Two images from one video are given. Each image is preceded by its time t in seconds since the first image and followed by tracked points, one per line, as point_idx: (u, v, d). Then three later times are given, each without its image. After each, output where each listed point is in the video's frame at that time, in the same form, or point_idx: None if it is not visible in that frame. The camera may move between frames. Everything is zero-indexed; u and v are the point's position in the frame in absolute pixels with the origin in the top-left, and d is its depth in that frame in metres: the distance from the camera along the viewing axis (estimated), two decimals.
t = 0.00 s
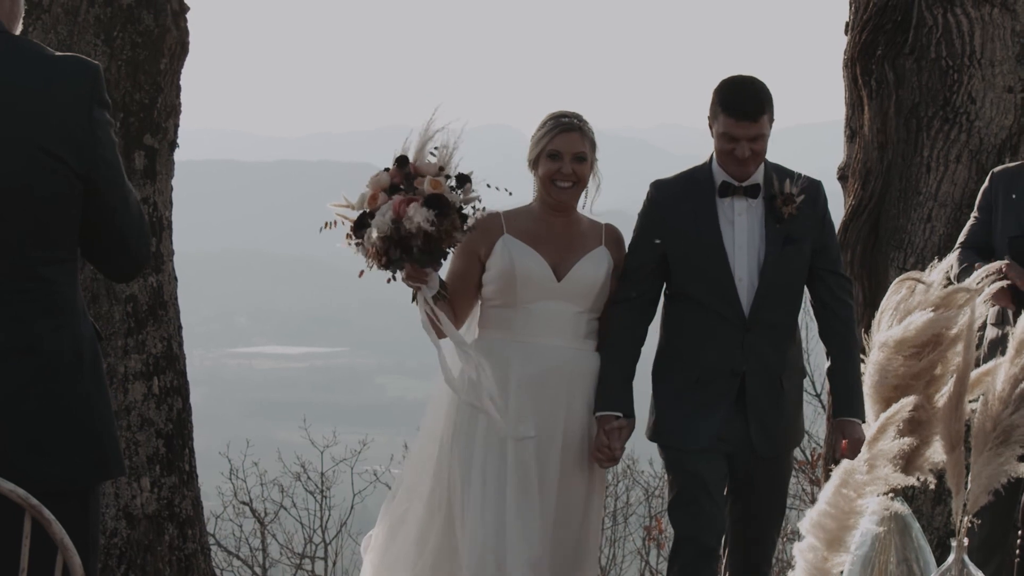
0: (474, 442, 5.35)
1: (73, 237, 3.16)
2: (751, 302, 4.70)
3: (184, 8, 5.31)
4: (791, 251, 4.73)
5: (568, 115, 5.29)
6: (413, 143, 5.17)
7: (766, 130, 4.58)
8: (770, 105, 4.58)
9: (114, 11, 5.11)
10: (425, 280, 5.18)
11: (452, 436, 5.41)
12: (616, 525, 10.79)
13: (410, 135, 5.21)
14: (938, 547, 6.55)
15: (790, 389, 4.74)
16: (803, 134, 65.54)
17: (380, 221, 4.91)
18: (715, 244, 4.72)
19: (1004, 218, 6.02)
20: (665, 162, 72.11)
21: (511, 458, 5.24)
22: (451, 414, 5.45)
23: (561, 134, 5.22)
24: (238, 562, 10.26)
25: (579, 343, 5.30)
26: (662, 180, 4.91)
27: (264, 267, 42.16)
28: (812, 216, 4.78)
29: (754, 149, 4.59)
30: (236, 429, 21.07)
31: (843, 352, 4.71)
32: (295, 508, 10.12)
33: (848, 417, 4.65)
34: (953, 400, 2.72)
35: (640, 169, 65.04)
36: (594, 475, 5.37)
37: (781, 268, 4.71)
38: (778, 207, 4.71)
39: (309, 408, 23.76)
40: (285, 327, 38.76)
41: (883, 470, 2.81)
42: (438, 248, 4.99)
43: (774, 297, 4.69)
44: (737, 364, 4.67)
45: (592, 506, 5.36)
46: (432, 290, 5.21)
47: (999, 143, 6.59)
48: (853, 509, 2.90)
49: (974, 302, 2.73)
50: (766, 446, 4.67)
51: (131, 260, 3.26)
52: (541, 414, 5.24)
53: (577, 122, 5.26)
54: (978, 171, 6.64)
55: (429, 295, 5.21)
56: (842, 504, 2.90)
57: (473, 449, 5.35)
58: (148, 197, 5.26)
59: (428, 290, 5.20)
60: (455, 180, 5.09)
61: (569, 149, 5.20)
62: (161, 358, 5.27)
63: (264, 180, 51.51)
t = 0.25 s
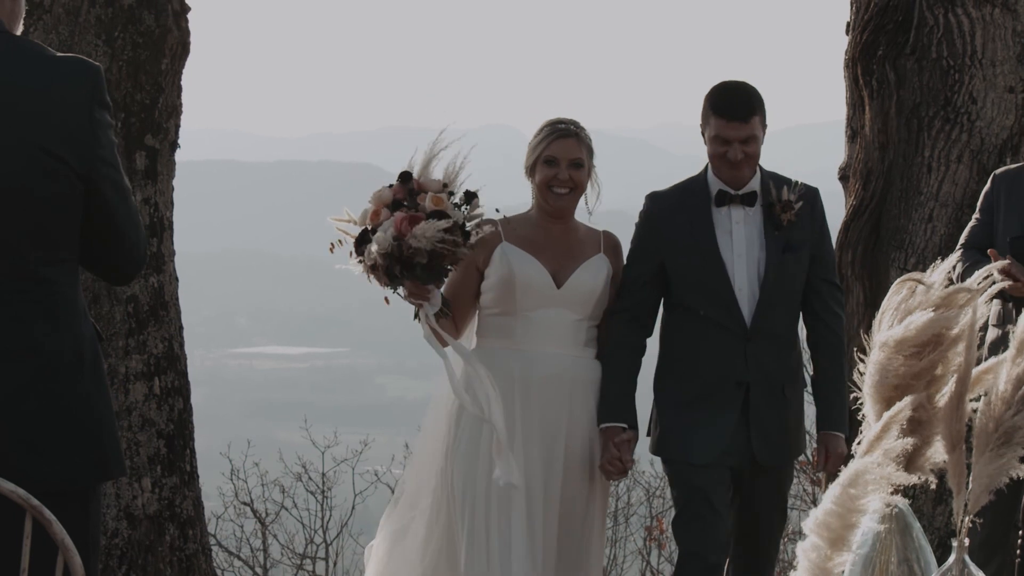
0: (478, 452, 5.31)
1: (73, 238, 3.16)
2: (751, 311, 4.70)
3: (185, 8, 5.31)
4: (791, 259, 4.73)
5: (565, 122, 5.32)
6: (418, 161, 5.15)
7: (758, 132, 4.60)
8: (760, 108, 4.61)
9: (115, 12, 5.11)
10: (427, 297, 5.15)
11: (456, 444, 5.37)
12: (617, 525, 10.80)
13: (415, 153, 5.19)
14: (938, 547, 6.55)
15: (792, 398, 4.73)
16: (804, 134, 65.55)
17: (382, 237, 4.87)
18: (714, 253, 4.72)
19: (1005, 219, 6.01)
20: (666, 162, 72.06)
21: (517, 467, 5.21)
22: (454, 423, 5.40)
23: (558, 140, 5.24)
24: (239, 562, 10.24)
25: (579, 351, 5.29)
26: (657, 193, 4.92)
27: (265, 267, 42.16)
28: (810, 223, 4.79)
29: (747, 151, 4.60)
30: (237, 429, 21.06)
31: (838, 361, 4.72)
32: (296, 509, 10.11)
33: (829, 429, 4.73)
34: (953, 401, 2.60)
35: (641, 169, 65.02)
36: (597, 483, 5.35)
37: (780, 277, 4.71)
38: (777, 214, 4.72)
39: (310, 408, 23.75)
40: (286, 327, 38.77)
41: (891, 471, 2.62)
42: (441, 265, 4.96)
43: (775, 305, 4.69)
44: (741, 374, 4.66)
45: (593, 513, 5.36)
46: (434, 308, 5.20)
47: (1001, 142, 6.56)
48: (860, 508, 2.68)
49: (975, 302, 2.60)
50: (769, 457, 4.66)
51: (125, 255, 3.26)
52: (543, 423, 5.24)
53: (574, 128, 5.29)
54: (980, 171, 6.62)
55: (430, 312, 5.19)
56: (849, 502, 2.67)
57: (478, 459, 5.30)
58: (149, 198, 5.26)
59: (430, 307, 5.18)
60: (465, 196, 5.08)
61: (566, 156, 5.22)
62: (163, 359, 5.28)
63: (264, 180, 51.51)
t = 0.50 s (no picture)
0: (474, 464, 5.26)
1: (72, 241, 3.16)
2: (750, 320, 4.73)
3: (184, 9, 5.31)
4: (787, 263, 4.76)
5: (553, 129, 5.37)
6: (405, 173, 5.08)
7: (742, 130, 4.67)
8: (743, 106, 4.69)
9: (114, 13, 5.12)
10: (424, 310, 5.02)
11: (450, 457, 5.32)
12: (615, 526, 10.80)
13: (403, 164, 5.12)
14: (937, 548, 6.54)
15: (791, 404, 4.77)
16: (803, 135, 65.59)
17: (381, 247, 4.81)
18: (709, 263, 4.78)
19: (1005, 219, 6.01)
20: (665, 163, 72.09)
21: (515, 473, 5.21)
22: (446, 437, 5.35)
23: (547, 146, 5.30)
24: (238, 563, 10.23)
25: (570, 358, 5.35)
26: (650, 206, 4.97)
27: (263, 268, 42.16)
28: (804, 228, 4.83)
29: (732, 150, 4.68)
30: (236, 430, 21.05)
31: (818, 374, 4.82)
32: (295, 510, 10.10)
33: (801, 443, 4.77)
34: (952, 401, 2.50)
35: (640, 170, 65.02)
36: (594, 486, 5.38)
37: (773, 283, 4.74)
38: (770, 219, 4.77)
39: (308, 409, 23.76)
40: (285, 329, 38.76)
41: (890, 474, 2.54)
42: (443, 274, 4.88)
43: (770, 311, 4.72)
44: (741, 383, 4.70)
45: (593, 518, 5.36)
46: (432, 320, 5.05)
47: (1000, 143, 6.56)
48: (861, 504, 2.58)
49: (974, 303, 2.50)
50: (773, 462, 4.71)
51: (128, 261, 3.25)
52: (537, 430, 5.26)
53: (561, 135, 5.34)
54: (978, 172, 6.63)
55: (428, 324, 5.05)
56: (852, 499, 2.57)
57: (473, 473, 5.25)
58: (147, 199, 5.27)
59: (427, 320, 5.04)
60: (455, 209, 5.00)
61: (554, 162, 5.28)
62: (161, 360, 5.28)
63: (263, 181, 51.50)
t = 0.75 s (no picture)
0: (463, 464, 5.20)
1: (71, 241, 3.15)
2: (748, 320, 4.67)
3: (184, 10, 5.31)
4: (787, 262, 4.69)
5: (545, 127, 5.30)
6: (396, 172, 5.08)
7: (740, 127, 4.62)
8: (739, 104, 4.64)
9: (113, 15, 5.12)
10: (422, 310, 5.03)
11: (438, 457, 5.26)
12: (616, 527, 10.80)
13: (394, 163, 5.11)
14: (938, 549, 6.54)
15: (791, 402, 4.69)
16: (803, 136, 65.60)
17: (378, 251, 4.80)
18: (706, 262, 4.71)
19: (1006, 222, 6.01)
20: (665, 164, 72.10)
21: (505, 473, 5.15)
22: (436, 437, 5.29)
23: (538, 145, 5.23)
24: (239, 564, 10.23)
25: (563, 357, 5.29)
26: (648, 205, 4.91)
27: (264, 269, 42.16)
28: (804, 226, 4.77)
29: (729, 147, 4.62)
30: (236, 431, 21.05)
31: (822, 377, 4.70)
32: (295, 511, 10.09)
33: (812, 444, 4.68)
34: (954, 401, 3.07)
35: (640, 171, 65.00)
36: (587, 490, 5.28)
37: (774, 282, 4.67)
38: (770, 218, 4.72)
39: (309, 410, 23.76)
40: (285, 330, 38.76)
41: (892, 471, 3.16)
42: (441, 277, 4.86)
43: (772, 310, 4.65)
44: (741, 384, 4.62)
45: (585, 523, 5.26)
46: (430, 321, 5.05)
47: (1000, 144, 6.56)
48: (865, 500, 3.21)
49: (973, 306, 3.08)
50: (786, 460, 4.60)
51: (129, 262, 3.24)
52: (528, 429, 5.20)
53: (554, 133, 5.27)
54: (978, 173, 6.62)
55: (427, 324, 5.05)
56: (855, 500, 3.22)
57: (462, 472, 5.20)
58: (147, 201, 5.27)
59: (426, 320, 5.04)
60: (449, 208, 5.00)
61: (545, 161, 5.22)
62: (161, 361, 5.27)
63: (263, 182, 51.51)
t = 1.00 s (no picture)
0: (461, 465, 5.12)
1: (71, 241, 3.16)
2: (744, 319, 4.65)
3: (183, 12, 5.31)
4: (785, 262, 4.69)
5: (543, 127, 5.28)
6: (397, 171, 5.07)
7: (743, 120, 4.63)
8: (744, 98, 4.65)
9: (113, 16, 5.12)
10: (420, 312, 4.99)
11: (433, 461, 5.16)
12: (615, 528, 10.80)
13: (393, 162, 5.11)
14: (937, 549, 6.54)
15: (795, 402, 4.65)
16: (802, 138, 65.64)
17: (380, 248, 4.76)
18: (705, 258, 4.70)
19: (1006, 224, 6.01)
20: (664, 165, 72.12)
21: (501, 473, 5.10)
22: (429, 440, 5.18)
23: (534, 146, 5.21)
24: (238, 566, 10.23)
25: (558, 360, 5.27)
26: (648, 201, 4.88)
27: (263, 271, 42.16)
28: (806, 228, 4.77)
29: (732, 140, 4.64)
30: (236, 433, 21.05)
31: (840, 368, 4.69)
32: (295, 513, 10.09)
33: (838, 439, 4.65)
34: (955, 399, 3.58)
35: (640, 173, 64.98)
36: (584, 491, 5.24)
37: (771, 284, 4.66)
38: (770, 218, 4.71)
39: (308, 412, 23.75)
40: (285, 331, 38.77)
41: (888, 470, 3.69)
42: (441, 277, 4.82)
43: (770, 310, 4.65)
44: (741, 385, 4.60)
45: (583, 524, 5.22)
46: (427, 323, 5.03)
47: (999, 146, 6.56)
48: (864, 502, 3.72)
49: (969, 308, 3.57)
50: (803, 462, 4.56)
51: (129, 260, 3.25)
52: (525, 430, 5.16)
53: (552, 134, 5.24)
54: (977, 174, 6.62)
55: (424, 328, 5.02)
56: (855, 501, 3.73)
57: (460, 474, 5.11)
58: (147, 202, 5.27)
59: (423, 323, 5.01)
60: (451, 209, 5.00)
61: (541, 162, 5.19)
62: (161, 363, 5.27)
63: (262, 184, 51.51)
